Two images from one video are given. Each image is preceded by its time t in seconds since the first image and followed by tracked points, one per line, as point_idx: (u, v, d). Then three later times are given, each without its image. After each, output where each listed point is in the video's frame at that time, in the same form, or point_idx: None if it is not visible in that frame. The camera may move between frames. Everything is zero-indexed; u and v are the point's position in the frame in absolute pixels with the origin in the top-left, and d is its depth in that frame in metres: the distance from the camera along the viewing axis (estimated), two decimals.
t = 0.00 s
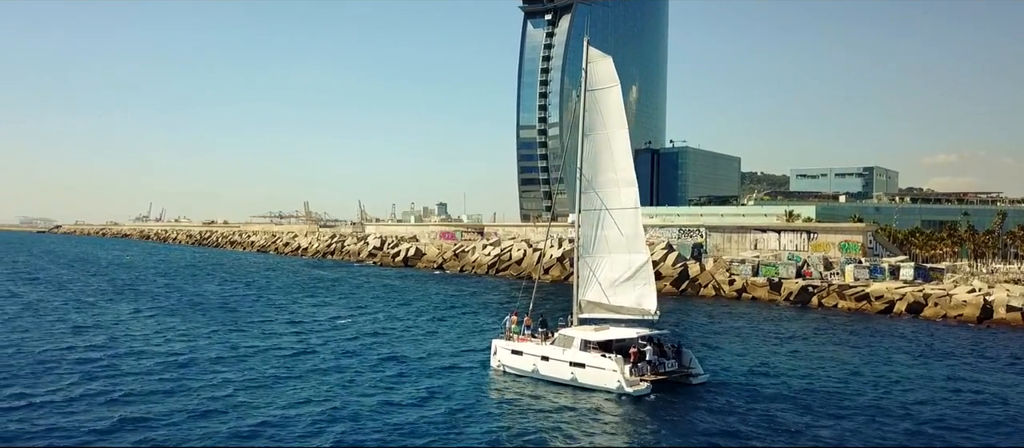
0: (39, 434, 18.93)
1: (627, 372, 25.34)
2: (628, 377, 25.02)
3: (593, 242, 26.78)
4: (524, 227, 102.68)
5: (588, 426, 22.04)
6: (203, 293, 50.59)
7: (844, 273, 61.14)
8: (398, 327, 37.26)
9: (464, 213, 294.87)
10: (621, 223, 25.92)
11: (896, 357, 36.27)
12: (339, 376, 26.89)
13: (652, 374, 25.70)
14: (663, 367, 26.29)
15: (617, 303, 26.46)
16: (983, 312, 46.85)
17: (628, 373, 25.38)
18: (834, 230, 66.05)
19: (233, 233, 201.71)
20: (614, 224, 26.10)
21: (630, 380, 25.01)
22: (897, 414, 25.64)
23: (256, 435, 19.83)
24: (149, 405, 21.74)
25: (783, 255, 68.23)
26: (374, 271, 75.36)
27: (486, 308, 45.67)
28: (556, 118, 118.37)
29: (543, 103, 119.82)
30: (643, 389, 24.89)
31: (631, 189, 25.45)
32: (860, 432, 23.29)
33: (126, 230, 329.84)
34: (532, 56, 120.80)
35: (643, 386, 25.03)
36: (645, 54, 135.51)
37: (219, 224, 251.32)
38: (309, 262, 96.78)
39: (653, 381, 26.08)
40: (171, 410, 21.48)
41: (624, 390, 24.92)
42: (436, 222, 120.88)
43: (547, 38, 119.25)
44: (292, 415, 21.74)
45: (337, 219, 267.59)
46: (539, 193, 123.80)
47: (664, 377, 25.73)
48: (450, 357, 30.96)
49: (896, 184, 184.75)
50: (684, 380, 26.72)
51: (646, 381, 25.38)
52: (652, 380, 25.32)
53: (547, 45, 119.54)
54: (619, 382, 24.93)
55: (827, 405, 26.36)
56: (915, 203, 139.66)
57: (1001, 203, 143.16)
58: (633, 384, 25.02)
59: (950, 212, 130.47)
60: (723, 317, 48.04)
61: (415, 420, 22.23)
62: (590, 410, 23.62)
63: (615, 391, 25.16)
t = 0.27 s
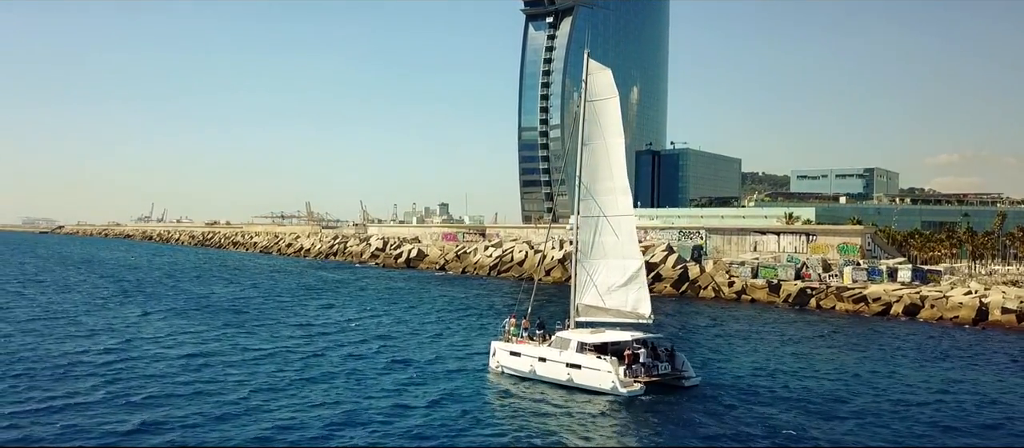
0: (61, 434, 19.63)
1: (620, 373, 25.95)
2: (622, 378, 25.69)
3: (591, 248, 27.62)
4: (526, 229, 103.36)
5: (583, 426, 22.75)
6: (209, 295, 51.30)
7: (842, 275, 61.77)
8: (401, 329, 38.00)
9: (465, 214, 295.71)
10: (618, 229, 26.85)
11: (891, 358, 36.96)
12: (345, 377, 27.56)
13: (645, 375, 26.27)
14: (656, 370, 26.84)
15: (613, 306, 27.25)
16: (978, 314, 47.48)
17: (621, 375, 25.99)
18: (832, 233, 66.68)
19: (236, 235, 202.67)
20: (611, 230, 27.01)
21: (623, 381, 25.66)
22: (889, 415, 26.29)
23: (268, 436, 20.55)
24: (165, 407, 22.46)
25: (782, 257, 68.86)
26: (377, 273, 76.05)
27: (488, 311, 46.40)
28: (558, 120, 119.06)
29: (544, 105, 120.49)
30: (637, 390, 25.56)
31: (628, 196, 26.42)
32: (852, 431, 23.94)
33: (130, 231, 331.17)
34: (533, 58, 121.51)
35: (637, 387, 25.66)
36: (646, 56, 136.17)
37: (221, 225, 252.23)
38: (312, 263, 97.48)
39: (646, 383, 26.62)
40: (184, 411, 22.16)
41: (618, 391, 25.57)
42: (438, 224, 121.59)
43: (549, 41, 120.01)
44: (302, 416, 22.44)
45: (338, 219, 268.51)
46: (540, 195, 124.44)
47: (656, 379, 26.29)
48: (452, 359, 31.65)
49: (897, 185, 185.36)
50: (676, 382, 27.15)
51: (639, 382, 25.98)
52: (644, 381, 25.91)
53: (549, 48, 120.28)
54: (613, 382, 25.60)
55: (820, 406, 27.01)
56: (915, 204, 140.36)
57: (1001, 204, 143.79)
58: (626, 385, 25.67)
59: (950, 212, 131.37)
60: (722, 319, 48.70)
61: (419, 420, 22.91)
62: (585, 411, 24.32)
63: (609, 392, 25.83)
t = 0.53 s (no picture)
0: (85, 437, 20.40)
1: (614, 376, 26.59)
2: (616, 380, 26.40)
3: (589, 254, 28.51)
4: (527, 231, 104.19)
5: (580, 429, 23.49)
6: (216, 298, 52.02)
7: (840, 277, 62.48)
8: (405, 331, 38.76)
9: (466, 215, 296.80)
10: (616, 236, 27.71)
11: (886, 360, 37.73)
12: (354, 381, 28.24)
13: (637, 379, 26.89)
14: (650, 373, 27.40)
15: (610, 311, 28.24)
16: (974, 317, 48.20)
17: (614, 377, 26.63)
18: (831, 235, 67.40)
19: (238, 235, 203.55)
20: (609, 237, 27.88)
21: (617, 383, 26.38)
22: (882, 418, 27.01)
23: (283, 439, 21.31)
24: (183, 411, 23.21)
25: (782, 259, 69.55)
26: (380, 275, 76.89)
27: (489, 313, 47.11)
28: (559, 123, 119.76)
29: (545, 107, 121.15)
30: (630, 392, 26.29)
31: (626, 205, 27.24)
32: (845, 434, 24.70)
33: (133, 231, 332.18)
34: (535, 61, 122.17)
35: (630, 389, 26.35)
36: (647, 58, 136.98)
37: (224, 226, 253.53)
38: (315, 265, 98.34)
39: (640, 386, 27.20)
40: (200, 415, 22.86)
41: (612, 393, 26.32)
42: (440, 226, 122.28)
43: (550, 44, 120.77)
44: (315, 420, 23.18)
45: (340, 220, 269.66)
46: (542, 197, 125.08)
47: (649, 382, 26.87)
48: (457, 361, 32.35)
49: (897, 186, 186.20)
50: (668, 386, 27.70)
51: (632, 385, 26.60)
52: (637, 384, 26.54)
53: (550, 51, 120.99)
54: (607, 384, 26.32)
55: (815, 409, 27.74)
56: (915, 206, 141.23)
57: (1000, 205, 144.70)
58: (619, 387, 26.39)
59: (951, 214, 132.53)
60: (721, 322, 49.45)
61: (427, 423, 23.63)
62: (580, 413, 25.11)
63: (603, 394, 26.55)
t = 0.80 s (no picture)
0: (100, 442, 21.11)
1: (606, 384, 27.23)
2: (608, 388, 27.07)
3: (585, 264, 29.48)
4: (528, 233, 104.88)
5: (576, 433, 24.19)
6: (221, 301, 52.70)
7: (837, 281, 63.17)
8: (409, 335, 39.47)
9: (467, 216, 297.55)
10: (611, 248, 28.58)
11: (879, 365, 38.38)
12: (360, 386, 28.92)
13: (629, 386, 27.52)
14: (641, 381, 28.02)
15: (603, 320, 29.15)
16: (967, 322, 48.87)
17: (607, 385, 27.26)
18: (828, 239, 68.04)
19: (240, 236, 204.44)
20: (604, 248, 28.78)
21: (609, 390, 27.05)
22: (872, 424, 27.68)
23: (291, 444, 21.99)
24: (193, 416, 23.90)
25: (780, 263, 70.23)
26: (382, 278, 77.61)
27: (491, 317, 47.80)
28: (559, 126, 120.50)
29: (546, 110, 121.87)
30: (622, 399, 26.95)
31: (620, 217, 28.05)
32: (835, 440, 25.36)
33: (134, 231, 333.05)
34: (535, 64, 122.92)
35: (622, 396, 27.02)
36: (647, 61, 137.76)
37: (226, 227, 254.40)
38: (317, 267, 99.07)
39: (631, 393, 27.81)
40: (210, 420, 23.55)
41: (604, 400, 27.00)
42: (441, 228, 123.01)
43: (551, 47, 121.60)
44: (321, 425, 23.85)
45: (341, 221, 270.52)
46: (542, 199, 125.74)
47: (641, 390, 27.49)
48: (459, 365, 33.04)
49: (896, 188, 186.95)
50: (659, 393, 28.39)
51: (623, 392, 27.22)
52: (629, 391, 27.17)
53: (551, 54, 121.79)
54: (600, 392, 27.02)
55: (806, 414, 28.44)
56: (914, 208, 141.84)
57: (999, 207, 145.47)
58: (611, 394, 27.06)
59: (953, 216, 133.78)
60: (718, 326, 50.11)
61: (429, 428, 24.32)
62: (574, 418, 25.80)
63: (596, 401, 27.24)
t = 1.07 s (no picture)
0: None
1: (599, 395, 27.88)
2: (601, 399, 27.67)
3: (580, 276, 30.25)
4: (527, 237, 105.46)
5: (571, 443, 24.78)
6: (224, 307, 53.27)
7: (833, 287, 63.80)
8: (410, 343, 40.05)
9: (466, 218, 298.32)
10: (606, 261, 29.33)
11: (871, 373, 39.01)
12: (363, 396, 29.50)
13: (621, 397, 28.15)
14: (633, 392, 28.67)
15: (597, 331, 29.92)
16: (960, 329, 49.48)
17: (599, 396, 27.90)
18: (824, 245, 68.74)
19: (240, 239, 204.95)
20: (599, 261, 29.54)
21: (601, 401, 27.67)
22: (862, 433, 28.28)
23: None
24: (200, 427, 24.44)
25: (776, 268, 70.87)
26: (382, 283, 78.19)
27: (490, 324, 48.39)
28: (558, 130, 121.15)
29: (545, 115, 122.52)
30: (614, 410, 27.54)
31: (615, 232, 28.79)
32: None
33: (134, 233, 333.38)
34: (534, 68, 123.59)
35: (614, 407, 27.63)
36: (646, 65, 138.53)
37: (225, 229, 254.72)
38: (318, 271, 99.58)
39: (623, 404, 28.45)
40: (216, 431, 24.11)
41: (597, 411, 27.61)
42: (440, 231, 123.54)
43: (550, 52, 122.43)
44: (326, 436, 24.41)
45: (340, 223, 271.01)
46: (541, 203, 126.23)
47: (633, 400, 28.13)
48: (460, 375, 33.63)
49: (894, 190, 187.77)
50: (651, 403, 29.00)
51: (615, 403, 27.85)
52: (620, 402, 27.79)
53: (550, 59, 122.60)
54: (592, 403, 27.62)
55: (798, 424, 29.04)
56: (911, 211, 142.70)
57: (996, 210, 146.28)
58: (604, 405, 27.66)
59: (951, 219, 134.83)
60: (714, 333, 50.69)
61: (430, 438, 24.87)
62: (567, 429, 26.38)
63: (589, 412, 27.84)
